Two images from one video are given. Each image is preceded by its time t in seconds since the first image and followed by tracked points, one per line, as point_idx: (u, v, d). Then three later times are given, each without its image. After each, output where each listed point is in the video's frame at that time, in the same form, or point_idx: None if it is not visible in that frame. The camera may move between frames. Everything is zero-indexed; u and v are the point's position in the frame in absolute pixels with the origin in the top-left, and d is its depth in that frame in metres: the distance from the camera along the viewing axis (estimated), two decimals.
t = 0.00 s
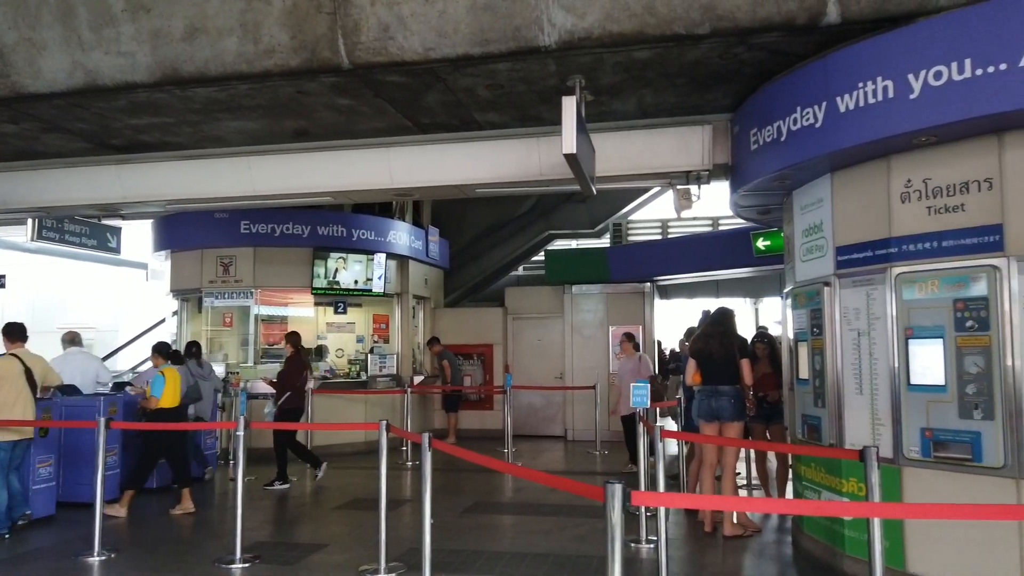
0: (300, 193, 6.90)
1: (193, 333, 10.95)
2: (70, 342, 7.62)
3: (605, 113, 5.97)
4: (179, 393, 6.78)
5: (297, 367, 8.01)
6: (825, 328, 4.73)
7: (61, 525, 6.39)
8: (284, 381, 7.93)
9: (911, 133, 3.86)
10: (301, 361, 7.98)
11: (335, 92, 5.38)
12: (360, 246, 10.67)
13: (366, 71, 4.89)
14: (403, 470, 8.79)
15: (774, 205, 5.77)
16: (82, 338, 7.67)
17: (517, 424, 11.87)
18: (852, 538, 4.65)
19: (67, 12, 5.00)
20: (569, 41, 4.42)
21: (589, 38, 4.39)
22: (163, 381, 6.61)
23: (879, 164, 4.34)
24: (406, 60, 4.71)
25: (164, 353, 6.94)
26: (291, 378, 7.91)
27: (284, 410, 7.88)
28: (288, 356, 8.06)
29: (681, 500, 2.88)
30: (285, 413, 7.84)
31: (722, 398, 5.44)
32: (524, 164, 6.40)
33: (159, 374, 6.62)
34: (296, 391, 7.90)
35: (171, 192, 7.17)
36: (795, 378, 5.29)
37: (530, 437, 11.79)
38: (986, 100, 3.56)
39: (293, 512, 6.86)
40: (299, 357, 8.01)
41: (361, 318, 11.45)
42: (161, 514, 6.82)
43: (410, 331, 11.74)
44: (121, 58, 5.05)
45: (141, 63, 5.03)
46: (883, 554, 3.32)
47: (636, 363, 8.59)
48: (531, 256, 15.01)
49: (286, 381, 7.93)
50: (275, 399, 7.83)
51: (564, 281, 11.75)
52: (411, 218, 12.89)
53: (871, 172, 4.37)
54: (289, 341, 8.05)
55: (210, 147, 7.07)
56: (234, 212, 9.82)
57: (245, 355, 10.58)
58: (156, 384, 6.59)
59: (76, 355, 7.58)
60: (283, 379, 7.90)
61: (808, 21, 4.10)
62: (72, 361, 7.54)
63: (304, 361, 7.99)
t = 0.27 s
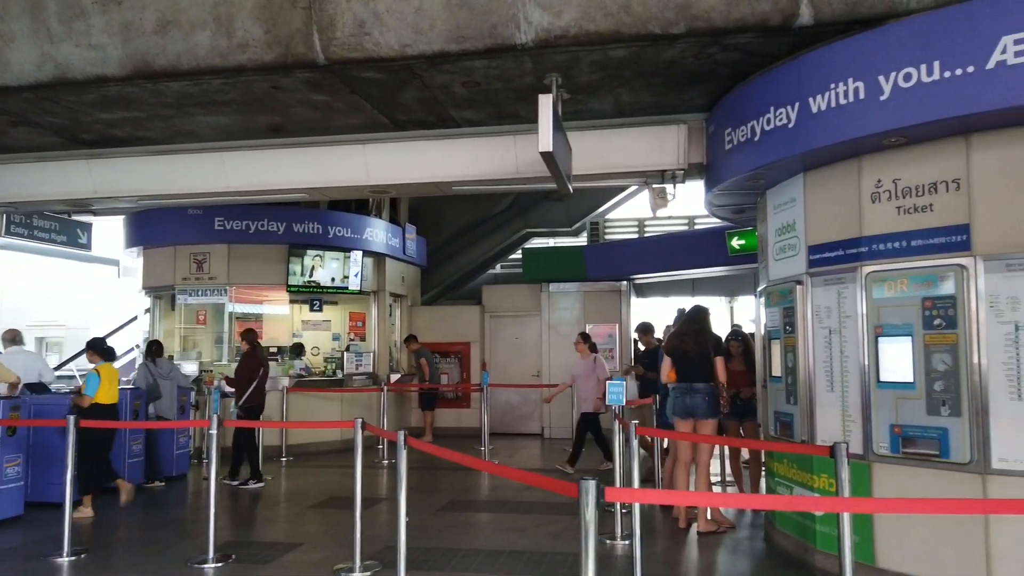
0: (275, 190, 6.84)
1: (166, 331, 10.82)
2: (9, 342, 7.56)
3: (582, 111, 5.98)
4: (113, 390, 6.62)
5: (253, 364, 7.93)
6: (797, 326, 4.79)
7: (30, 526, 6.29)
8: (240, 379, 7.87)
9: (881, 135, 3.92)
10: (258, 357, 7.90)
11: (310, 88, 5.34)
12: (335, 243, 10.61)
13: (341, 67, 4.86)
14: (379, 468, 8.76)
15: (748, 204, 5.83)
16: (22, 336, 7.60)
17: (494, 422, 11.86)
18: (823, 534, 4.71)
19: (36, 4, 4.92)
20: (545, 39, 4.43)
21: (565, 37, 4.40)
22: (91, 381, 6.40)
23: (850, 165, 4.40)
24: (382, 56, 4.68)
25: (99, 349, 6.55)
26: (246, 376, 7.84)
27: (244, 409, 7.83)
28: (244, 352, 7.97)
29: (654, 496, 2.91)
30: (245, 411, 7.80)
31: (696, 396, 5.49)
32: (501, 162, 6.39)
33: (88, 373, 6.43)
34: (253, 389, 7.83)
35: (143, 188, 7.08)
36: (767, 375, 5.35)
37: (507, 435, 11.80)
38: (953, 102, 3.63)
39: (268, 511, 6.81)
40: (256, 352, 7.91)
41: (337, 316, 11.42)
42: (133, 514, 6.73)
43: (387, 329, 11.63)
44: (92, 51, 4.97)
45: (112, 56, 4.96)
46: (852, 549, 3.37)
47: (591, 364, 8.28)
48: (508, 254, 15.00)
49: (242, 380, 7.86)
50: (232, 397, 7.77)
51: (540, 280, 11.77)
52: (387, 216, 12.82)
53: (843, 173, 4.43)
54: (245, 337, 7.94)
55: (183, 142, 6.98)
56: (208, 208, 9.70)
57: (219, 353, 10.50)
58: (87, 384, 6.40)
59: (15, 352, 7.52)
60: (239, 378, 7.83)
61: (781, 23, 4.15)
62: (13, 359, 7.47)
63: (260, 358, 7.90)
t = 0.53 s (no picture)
0: (251, 186, 6.77)
1: (142, 330, 10.64)
2: None
3: (561, 109, 5.99)
4: (59, 388, 6.31)
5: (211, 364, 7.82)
6: (772, 324, 4.83)
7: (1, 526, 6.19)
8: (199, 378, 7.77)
9: (856, 135, 3.96)
10: (218, 356, 7.82)
11: (288, 84, 5.31)
12: (314, 240, 10.53)
13: (319, 63, 4.83)
14: (358, 466, 8.73)
15: (725, 203, 5.87)
16: None
17: (473, 420, 11.86)
18: (798, 530, 4.77)
19: None
20: (525, 38, 4.43)
21: (544, 35, 4.40)
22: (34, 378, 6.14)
23: (825, 164, 4.45)
24: (361, 53, 4.65)
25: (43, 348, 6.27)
26: (203, 376, 7.73)
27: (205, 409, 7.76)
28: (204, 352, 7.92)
29: (631, 492, 2.92)
30: (204, 412, 7.72)
31: (674, 393, 5.52)
32: (480, 160, 6.38)
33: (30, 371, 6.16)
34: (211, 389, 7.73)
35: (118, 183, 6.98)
36: (744, 373, 5.39)
37: (486, 433, 11.81)
38: (927, 104, 3.68)
39: (245, 509, 6.76)
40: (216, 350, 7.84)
41: (316, 314, 11.39)
42: (107, 513, 6.65)
43: (366, 327, 11.57)
44: (66, 45, 4.90)
45: (86, 50, 4.90)
46: (826, 544, 3.40)
47: (546, 361, 8.08)
48: (489, 252, 14.94)
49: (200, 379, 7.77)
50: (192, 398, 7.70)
51: (520, 278, 11.77)
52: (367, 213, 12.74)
53: (818, 173, 4.47)
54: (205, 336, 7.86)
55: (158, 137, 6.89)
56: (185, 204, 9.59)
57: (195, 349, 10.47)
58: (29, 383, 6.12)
59: None
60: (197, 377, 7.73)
61: (758, 24, 4.18)
62: None
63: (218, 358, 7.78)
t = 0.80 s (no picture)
0: (231, 183, 6.70)
1: (119, 328, 10.57)
2: None
3: (543, 108, 6.00)
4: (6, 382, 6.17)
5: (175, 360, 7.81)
6: (752, 323, 4.88)
7: None
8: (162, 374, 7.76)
9: (835, 136, 4.00)
10: (183, 353, 7.86)
11: (269, 80, 5.27)
12: (294, 238, 10.45)
13: (300, 60, 4.80)
14: (340, 465, 8.69)
15: (706, 203, 5.91)
16: None
17: (455, 418, 11.84)
18: (776, 526, 4.81)
19: None
20: (507, 36, 4.43)
21: (526, 34, 4.41)
22: None
23: (804, 164, 4.49)
24: (342, 50, 4.63)
25: None
26: (166, 372, 7.72)
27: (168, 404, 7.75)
28: (167, 352, 8.01)
29: (611, 490, 2.94)
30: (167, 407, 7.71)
31: (655, 391, 5.56)
32: (462, 158, 6.37)
33: None
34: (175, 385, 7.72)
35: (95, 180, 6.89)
36: (724, 371, 5.44)
37: (468, 431, 11.80)
38: (903, 106, 3.72)
39: (224, 509, 6.71)
40: (179, 347, 7.93)
41: (297, 312, 11.34)
42: (83, 513, 6.58)
43: (347, 325, 11.56)
44: (42, 39, 4.84)
45: (62, 44, 4.83)
46: (803, 541, 3.44)
47: (505, 362, 7.78)
48: (471, 250, 14.96)
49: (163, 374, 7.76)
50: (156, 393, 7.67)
51: (503, 276, 11.77)
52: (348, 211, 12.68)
53: (797, 173, 4.52)
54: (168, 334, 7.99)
55: (136, 133, 6.82)
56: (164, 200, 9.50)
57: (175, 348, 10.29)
58: None
59: None
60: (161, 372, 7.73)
61: (738, 24, 4.21)
62: None
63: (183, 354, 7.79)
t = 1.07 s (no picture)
0: (213, 180, 6.65)
1: (100, 325, 10.51)
2: None
3: (527, 106, 5.99)
4: None
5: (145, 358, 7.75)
6: (734, 321, 4.91)
7: None
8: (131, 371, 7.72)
9: (815, 136, 4.03)
10: (152, 350, 7.79)
11: (251, 77, 5.24)
12: (278, 235, 10.39)
13: (283, 56, 4.78)
14: (323, 464, 8.66)
15: (689, 202, 5.94)
16: None
17: (439, 417, 11.83)
18: (758, 523, 4.84)
19: None
20: (491, 34, 4.42)
21: (510, 32, 4.41)
22: None
23: (785, 164, 4.53)
24: (325, 47, 4.61)
25: None
26: (135, 369, 7.67)
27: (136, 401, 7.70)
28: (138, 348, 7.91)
29: (593, 488, 2.96)
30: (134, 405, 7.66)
31: (638, 390, 5.57)
32: (446, 156, 6.36)
33: None
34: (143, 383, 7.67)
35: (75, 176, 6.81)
36: (706, 370, 5.47)
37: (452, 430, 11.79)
38: (883, 107, 3.76)
39: (205, 508, 6.66)
40: (150, 345, 7.85)
41: (280, 310, 11.31)
42: (62, 513, 6.51)
43: (331, 323, 11.54)
44: (20, 33, 4.79)
45: (41, 39, 4.78)
46: (784, 537, 3.48)
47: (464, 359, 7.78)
48: (456, 249, 14.96)
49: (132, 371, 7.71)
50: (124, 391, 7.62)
51: (487, 275, 11.75)
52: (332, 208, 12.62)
53: (779, 173, 4.55)
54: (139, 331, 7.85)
55: (118, 129, 6.75)
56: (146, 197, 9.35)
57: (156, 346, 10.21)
58: None
59: None
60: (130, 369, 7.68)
61: (721, 25, 4.24)
62: None
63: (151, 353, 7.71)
